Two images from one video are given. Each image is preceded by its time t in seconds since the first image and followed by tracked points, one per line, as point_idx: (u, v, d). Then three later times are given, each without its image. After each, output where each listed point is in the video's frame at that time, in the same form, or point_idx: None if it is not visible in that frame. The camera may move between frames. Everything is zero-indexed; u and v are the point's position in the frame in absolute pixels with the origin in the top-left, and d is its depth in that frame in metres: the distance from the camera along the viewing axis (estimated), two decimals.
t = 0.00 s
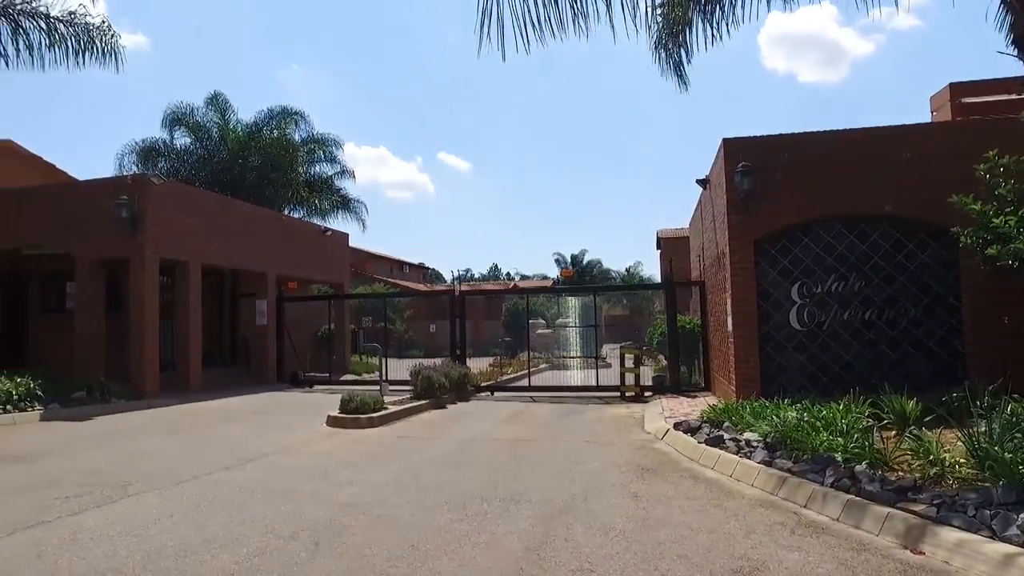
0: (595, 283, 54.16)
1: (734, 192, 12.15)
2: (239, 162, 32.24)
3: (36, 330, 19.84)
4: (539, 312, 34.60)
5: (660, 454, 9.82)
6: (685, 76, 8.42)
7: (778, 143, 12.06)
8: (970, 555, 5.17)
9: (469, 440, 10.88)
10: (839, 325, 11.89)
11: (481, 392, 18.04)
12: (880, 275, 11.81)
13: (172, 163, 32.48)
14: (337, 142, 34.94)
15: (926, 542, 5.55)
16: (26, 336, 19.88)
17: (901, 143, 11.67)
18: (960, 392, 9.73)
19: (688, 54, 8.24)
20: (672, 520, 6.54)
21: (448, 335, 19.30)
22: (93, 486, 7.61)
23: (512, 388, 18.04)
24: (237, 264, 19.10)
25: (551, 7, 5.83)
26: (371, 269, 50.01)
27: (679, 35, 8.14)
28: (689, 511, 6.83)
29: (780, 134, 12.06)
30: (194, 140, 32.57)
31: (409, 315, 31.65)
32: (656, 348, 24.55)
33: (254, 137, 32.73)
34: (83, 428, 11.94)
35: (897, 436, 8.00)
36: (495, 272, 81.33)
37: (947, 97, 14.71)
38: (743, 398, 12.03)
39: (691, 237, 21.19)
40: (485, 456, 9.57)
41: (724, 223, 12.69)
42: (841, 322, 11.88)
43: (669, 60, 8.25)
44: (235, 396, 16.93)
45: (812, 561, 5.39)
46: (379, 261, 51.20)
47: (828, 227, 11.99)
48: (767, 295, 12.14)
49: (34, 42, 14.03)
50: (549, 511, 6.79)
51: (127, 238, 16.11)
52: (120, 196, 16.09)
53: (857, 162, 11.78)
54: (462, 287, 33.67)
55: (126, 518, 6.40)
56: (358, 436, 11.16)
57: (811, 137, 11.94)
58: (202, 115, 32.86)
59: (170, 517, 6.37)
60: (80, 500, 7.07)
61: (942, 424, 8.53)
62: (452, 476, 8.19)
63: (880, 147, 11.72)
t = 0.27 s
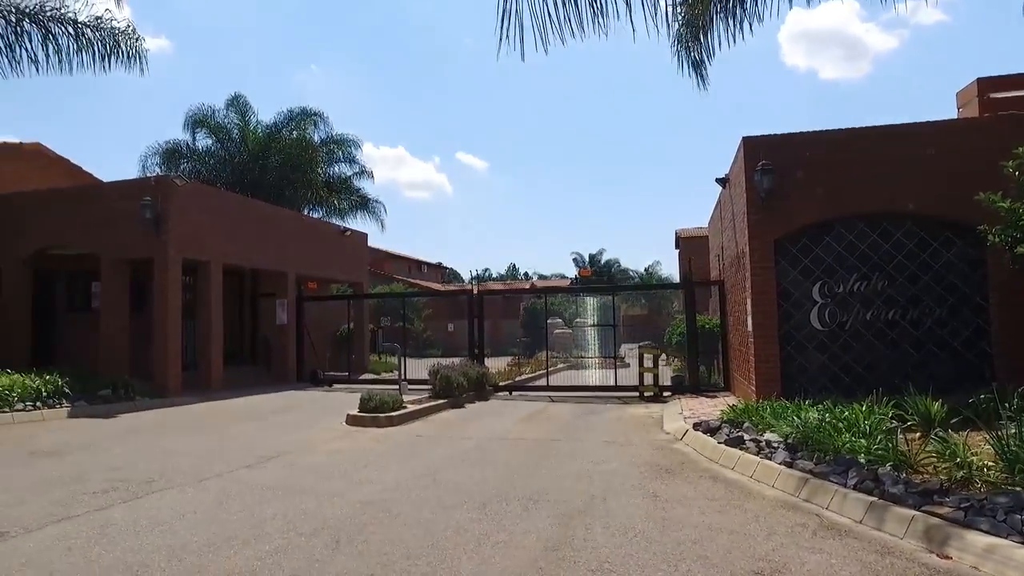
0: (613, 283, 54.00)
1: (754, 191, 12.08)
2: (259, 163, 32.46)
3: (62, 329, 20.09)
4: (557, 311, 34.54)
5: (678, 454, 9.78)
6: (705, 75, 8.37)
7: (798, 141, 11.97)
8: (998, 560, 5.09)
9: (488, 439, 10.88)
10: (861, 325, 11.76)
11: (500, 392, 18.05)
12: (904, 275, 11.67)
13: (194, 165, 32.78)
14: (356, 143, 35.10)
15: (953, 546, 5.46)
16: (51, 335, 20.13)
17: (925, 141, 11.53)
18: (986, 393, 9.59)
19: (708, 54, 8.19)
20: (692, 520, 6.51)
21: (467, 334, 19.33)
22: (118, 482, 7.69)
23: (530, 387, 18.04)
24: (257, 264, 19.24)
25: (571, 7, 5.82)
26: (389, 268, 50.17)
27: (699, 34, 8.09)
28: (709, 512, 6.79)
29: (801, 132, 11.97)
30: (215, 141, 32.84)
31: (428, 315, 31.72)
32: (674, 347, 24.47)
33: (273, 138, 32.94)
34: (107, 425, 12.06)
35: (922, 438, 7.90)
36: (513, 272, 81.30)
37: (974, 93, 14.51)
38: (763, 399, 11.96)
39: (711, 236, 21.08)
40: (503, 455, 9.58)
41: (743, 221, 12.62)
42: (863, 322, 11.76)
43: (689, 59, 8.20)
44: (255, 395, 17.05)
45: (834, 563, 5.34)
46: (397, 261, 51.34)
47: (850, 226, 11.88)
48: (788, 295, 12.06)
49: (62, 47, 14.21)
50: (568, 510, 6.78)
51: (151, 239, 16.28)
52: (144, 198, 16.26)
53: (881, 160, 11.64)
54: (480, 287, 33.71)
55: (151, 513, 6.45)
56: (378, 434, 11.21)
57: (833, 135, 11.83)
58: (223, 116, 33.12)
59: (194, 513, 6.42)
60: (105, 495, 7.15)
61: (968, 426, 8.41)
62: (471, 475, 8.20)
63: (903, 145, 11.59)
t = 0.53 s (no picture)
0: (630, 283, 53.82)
1: (773, 189, 11.99)
2: (278, 163, 32.64)
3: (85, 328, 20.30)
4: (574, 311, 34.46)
5: (696, 455, 9.73)
6: (724, 74, 8.29)
7: (819, 139, 11.86)
8: None
9: (505, 439, 10.88)
10: (882, 325, 11.62)
11: (516, 391, 18.04)
12: (927, 274, 11.51)
13: (214, 165, 33.01)
14: (373, 143, 35.21)
15: (978, 550, 5.37)
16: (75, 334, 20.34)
17: (949, 138, 11.38)
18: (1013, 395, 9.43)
19: (729, 51, 8.12)
20: (710, 521, 6.47)
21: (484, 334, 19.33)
22: (141, 478, 7.74)
23: (547, 387, 18.01)
24: (276, 263, 19.34)
25: (591, 7, 5.80)
26: (406, 268, 50.29)
27: (718, 33, 8.01)
28: (728, 512, 6.75)
29: (822, 130, 11.86)
30: (235, 142, 33.07)
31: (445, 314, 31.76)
32: (692, 348, 24.31)
33: (292, 138, 33.11)
34: (129, 423, 12.16)
35: (946, 440, 7.79)
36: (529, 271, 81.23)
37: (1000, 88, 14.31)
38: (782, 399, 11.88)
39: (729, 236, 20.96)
40: (521, 454, 9.57)
41: (762, 220, 12.53)
42: (885, 322, 11.62)
43: (708, 58, 8.13)
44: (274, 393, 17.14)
45: (855, 566, 5.28)
46: (414, 261, 51.44)
47: (871, 225, 11.76)
48: (808, 295, 11.97)
49: (88, 51, 14.28)
50: (586, 510, 6.76)
51: (171, 239, 16.41)
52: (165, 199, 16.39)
53: (904, 156, 11.51)
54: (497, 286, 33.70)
55: (174, 509, 6.50)
56: (396, 433, 11.24)
57: (854, 132, 11.71)
58: (242, 117, 33.35)
59: (216, 510, 6.45)
60: (128, 492, 7.21)
61: (994, 428, 8.28)
62: (488, 474, 8.19)
63: (927, 142, 11.45)
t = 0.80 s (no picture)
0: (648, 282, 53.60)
1: (795, 187, 11.89)
2: (298, 163, 32.83)
3: (111, 327, 20.54)
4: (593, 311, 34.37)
5: (716, 455, 9.67)
6: (745, 73, 8.24)
7: (842, 136, 11.74)
8: None
9: (525, 438, 10.86)
10: (907, 325, 11.47)
11: (535, 391, 18.02)
12: (954, 273, 11.34)
13: (236, 166, 33.26)
14: (393, 144, 35.31)
15: (1006, 554, 5.27)
16: (101, 333, 20.59)
17: (977, 134, 11.17)
18: None
19: (749, 49, 8.06)
20: (731, 522, 6.42)
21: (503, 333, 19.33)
22: (166, 475, 7.82)
23: (566, 387, 17.97)
24: (297, 263, 19.45)
25: (612, 6, 5.77)
26: (425, 268, 50.40)
27: (739, 31, 7.96)
28: (749, 513, 6.70)
29: (845, 127, 11.74)
30: (256, 143, 33.32)
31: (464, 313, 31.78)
32: (712, 347, 24.17)
33: (312, 139, 33.30)
34: (153, 420, 12.29)
35: (974, 443, 7.67)
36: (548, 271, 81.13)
37: None
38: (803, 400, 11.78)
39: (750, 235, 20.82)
40: (540, 454, 9.56)
41: (784, 219, 12.44)
42: (909, 322, 11.46)
43: (728, 56, 8.08)
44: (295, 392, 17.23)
45: (879, 569, 5.20)
46: (432, 261, 51.53)
47: (895, 223, 11.62)
48: (830, 294, 11.88)
49: (114, 56, 14.46)
50: (606, 510, 6.73)
51: (194, 239, 16.55)
52: (188, 199, 16.54)
53: (929, 153, 11.35)
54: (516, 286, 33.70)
55: (199, 505, 6.56)
56: (415, 432, 11.26)
57: (879, 129, 11.55)
58: (263, 119, 33.59)
59: (239, 506, 6.50)
60: (153, 488, 7.28)
61: None
62: (508, 474, 8.18)
63: (955, 138, 11.25)
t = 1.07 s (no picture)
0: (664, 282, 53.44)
1: (813, 185, 11.79)
2: (315, 163, 32.96)
3: (131, 326, 20.71)
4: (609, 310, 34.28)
5: (733, 455, 9.62)
6: (763, 71, 8.18)
7: (861, 134, 11.64)
8: None
9: (541, 437, 10.85)
10: (928, 325, 11.32)
11: (551, 391, 18.00)
12: (977, 272, 11.16)
13: (253, 167, 33.44)
14: (408, 144, 35.37)
15: None
16: (121, 332, 20.75)
17: (999, 131, 11.03)
18: None
19: (767, 46, 8.00)
20: (749, 522, 6.37)
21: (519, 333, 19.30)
22: (186, 472, 7.87)
23: (582, 386, 17.93)
24: (313, 263, 19.52)
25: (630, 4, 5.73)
26: (440, 267, 50.44)
27: (757, 29, 7.89)
28: (767, 514, 6.65)
29: (864, 125, 11.64)
30: (274, 144, 33.49)
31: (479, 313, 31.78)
32: (728, 347, 24.02)
33: (328, 140, 33.42)
34: (173, 418, 12.38)
35: (998, 446, 7.55)
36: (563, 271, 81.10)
37: None
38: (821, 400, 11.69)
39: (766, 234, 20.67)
40: (556, 453, 9.53)
41: (802, 217, 12.35)
42: (930, 321, 11.31)
43: (746, 55, 8.02)
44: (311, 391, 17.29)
45: (900, 573, 5.14)
46: (447, 260, 51.58)
47: (915, 222, 11.49)
48: (848, 294, 11.78)
49: (135, 58, 14.60)
50: (622, 510, 6.70)
51: (212, 239, 16.65)
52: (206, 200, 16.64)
53: (950, 150, 11.21)
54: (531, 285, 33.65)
55: (219, 502, 6.59)
56: (432, 431, 11.26)
57: (898, 127, 11.44)
58: (280, 120, 33.76)
59: (258, 503, 6.53)
60: (172, 484, 7.33)
61: None
62: (524, 473, 8.16)
63: (977, 135, 11.11)
